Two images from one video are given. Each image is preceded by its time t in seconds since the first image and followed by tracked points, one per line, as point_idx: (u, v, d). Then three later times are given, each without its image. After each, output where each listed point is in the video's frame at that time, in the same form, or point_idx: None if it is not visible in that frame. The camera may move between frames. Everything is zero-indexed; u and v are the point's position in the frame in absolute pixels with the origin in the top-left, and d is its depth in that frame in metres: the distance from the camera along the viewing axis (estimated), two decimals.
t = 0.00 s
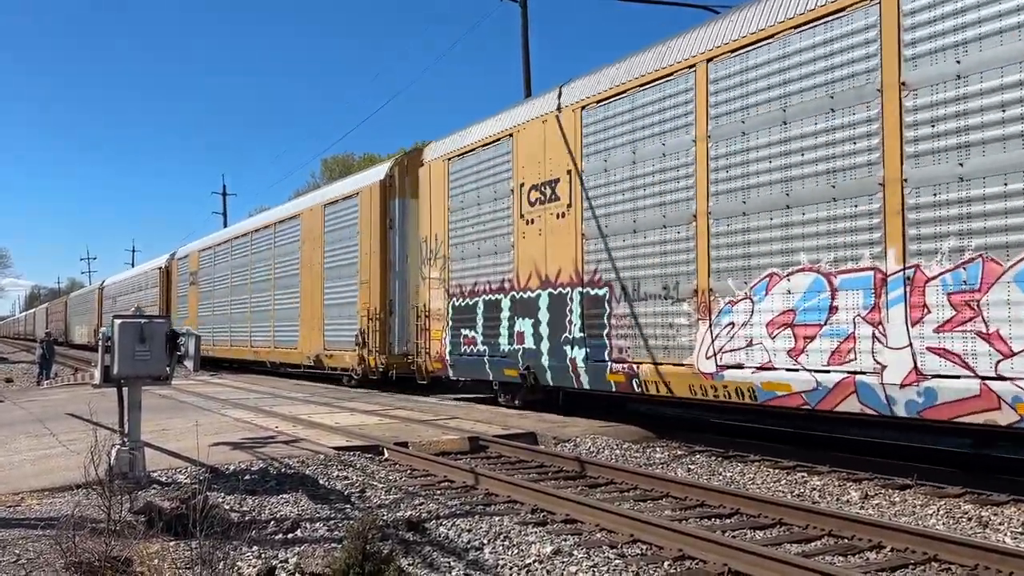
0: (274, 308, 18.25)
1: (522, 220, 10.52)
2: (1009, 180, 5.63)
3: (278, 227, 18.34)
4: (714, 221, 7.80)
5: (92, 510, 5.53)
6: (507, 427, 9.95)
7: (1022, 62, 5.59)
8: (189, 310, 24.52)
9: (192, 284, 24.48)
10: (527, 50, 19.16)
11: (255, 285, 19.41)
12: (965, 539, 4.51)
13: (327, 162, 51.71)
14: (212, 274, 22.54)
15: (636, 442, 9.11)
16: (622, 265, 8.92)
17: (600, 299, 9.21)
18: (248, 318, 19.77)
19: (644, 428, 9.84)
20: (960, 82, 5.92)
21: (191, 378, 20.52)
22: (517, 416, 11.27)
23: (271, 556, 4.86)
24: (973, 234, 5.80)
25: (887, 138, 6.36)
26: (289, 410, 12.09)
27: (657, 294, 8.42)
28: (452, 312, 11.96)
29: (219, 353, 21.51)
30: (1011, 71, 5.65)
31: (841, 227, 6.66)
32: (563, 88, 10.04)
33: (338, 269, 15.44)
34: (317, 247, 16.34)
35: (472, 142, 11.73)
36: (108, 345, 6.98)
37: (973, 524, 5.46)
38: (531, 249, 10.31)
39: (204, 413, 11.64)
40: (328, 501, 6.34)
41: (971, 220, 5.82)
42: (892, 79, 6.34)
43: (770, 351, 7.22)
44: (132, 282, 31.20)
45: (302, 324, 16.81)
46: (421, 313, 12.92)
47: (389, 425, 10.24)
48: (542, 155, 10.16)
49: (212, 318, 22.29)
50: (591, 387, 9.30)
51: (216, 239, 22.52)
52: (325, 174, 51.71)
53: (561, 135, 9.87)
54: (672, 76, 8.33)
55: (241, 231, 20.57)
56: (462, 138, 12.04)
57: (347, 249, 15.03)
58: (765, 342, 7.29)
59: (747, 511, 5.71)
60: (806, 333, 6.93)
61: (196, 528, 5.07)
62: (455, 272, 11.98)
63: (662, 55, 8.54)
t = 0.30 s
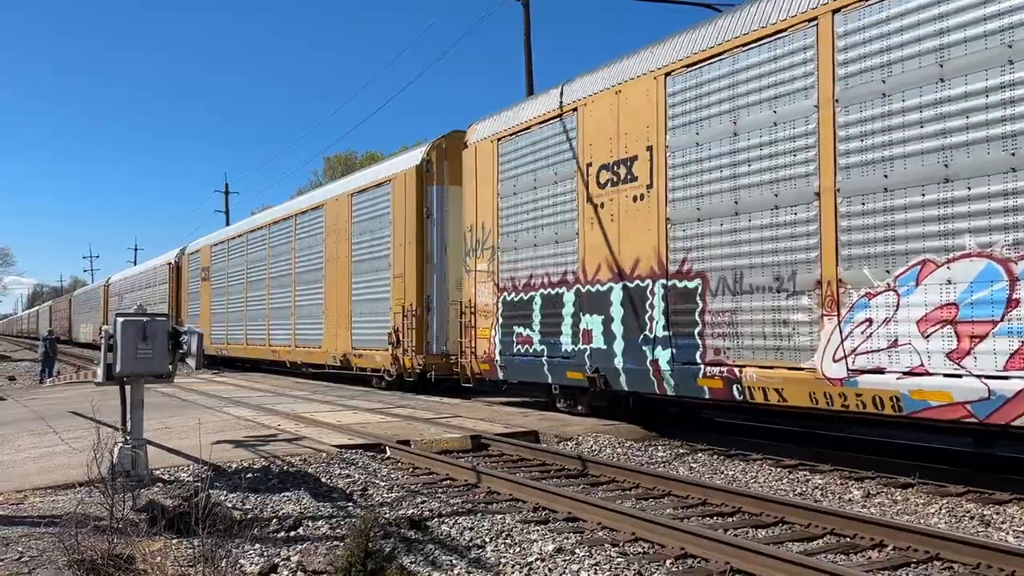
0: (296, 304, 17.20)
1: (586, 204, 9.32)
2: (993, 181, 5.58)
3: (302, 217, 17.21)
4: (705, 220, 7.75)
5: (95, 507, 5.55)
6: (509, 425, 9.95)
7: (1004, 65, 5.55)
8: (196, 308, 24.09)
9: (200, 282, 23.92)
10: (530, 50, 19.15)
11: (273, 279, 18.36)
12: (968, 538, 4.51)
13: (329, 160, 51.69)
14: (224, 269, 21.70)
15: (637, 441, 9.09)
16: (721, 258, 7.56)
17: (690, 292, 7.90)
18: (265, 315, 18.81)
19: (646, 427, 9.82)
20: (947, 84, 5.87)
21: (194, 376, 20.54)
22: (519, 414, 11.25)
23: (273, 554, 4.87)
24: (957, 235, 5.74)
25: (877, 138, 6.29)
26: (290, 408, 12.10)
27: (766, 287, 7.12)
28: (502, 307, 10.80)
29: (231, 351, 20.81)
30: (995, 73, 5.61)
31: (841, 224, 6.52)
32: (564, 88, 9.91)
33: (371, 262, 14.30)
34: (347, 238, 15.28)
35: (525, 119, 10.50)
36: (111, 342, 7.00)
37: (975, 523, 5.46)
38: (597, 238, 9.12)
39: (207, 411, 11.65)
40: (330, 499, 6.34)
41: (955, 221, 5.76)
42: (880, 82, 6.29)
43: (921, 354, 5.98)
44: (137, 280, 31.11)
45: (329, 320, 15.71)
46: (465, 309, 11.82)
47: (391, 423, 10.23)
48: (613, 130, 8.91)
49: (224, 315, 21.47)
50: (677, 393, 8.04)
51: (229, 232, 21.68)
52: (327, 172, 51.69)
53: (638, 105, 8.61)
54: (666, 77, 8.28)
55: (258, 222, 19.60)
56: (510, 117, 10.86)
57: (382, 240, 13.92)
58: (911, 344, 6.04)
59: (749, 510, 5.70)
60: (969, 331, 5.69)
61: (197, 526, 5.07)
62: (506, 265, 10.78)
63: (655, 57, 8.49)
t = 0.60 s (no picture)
0: (318, 301, 15.96)
1: (672, 185, 7.94)
2: (978, 182, 5.52)
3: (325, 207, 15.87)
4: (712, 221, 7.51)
5: (98, 506, 5.57)
6: (511, 424, 9.94)
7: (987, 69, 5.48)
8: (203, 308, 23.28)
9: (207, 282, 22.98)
10: (531, 49, 19.15)
11: (292, 275, 17.13)
12: (971, 538, 4.50)
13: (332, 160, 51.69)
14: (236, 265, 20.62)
15: (640, 440, 9.08)
16: (851, 241, 6.30)
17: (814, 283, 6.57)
18: (281, 313, 17.61)
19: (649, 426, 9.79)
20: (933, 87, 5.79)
21: (196, 375, 20.53)
22: (522, 414, 11.24)
23: (276, 552, 4.87)
24: (941, 237, 5.70)
25: (864, 141, 6.25)
26: (293, 407, 12.11)
27: (916, 277, 5.86)
28: (564, 305, 9.37)
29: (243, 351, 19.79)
30: (979, 76, 5.53)
31: (872, 220, 6.16)
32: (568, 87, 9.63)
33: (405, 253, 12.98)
34: (375, 229, 13.86)
35: (595, 92, 9.06)
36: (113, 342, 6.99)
37: (977, 522, 5.46)
38: (687, 226, 7.72)
39: (210, 411, 11.64)
40: (333, 498, 6.35)
41: (938, 224, 5.72)
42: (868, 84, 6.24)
43: None
44: (138, 280, 30.98)
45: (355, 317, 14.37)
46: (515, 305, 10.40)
47: (393, 423, 10.23)
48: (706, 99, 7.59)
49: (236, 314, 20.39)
50: (792, 403, 6.74)
51: (241, 227, 20.58)
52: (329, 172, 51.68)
53: (741, 70, 7.25)
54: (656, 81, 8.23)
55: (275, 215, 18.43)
56: (575, 91, 9.42)
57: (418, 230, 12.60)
58: None
59: (752, 509, 5.70)
60: None
61: (200, 524, 5.09)
62: (569, 256, 9.34)
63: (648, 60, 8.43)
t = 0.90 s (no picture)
0: (344, 299, 15.20)
1: (784, 159, 7.08)
2: (984, 181, 5.65)
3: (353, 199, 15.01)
4: (739, 216, 7.45)
5: (99, 506, 5.58)
6: (513, 424, 9.93)
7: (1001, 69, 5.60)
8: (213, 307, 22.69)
9: (219, 280, 22.38)
10: (535, 48, 19.17)
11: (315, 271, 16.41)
12: (972, 538, 4.50)
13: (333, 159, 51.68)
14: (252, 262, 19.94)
15: (641, 440, 9.06)
16: None
17: (926, 282, 5.97)
18: (303, 312, 16.93)
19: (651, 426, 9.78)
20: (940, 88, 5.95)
21: (197, 375, 20.50)
22: (523, 414, 11.24)
23: (278, 552, 4.88)
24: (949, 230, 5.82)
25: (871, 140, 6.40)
26: (294, 406, 12.11)
27: None
28: (641, 299, 8.57)
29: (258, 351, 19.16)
30: (983, 77, 5.69)
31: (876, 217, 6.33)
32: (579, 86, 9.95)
33: (448, 246, 12.18)
34: (412, 221, 13.03)
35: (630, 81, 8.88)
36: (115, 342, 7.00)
37: (979, 522, 5.44)
38: (805, 206, 6.86)
39: (211, 410, 11.64)
40: (334, 498, 6.35)
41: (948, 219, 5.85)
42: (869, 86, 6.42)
43: None
44: (140, 279, 30.89)
45: (387, 316, 13.63)
46: (583, 302, 9.61)
47: (395, 422, 10.23)
48: (829, 59, 6.78)
49: (252, 312, 19.72)
50: (948, 416, 5.81)
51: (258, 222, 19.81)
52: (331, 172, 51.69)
53: (883, 28, 6.35)
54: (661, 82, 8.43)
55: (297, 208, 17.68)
56: (656, 60, 8.56)
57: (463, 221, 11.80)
58: None
59: (753, 509, 5.70)
60: None
61: (202, 524, 5.09)
62: (644, 245, 8.57)
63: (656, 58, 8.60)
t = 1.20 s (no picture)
0: (373, 296, 14.39)
1: (936, 127, 5.73)
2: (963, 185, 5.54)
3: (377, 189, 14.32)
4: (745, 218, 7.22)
5: (101, 506, 5.58)
6: (514, 424, 9.94)
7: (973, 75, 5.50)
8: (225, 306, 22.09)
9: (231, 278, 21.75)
10: (535, 47, 19.16)
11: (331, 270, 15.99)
12: (973, 538, 4.50)
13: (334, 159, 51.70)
14: (270, 259, 19.19)
15: (642, 440, 9.07)
16: None
17: (963, 287, 5.52)
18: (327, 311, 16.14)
19: (651, 425, 9.77)
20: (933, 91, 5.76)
21: (199, 375, 20.49)
22: (524, 413, 11.24)
23: (279, 552, 4.88)
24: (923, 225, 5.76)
25: (852, 144, 6.29)
26: (296, 406, 12.13)
27: None
28: (740, 296, 7.24)
29: (277, 352, 18.45)
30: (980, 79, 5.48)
31: (863, 220, 6.17)
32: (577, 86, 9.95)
33: (496, 237, 11.22)
34: (453, 211, 12.10)
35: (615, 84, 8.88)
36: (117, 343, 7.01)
37: (980, 522, 5.44)
38: (969, 182, 5.52)
39: (213, 410, 11.65)
40: (335, 497, 6.36)
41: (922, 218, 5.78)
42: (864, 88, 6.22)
43: None
44: (143, 279, 30.97)
45: (426, 314, 12.75)
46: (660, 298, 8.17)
47: (396, 422, 10.24)
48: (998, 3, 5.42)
49: (269, 311, 18.96)
50: None
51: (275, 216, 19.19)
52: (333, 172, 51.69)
53: None
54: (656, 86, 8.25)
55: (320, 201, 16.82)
56: (719, 35, 7.62)
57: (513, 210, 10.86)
58: None
59: (754, 510, 5.70)
60: None
61: (203, 524, 5.10)
62: (744, 230, 7.21)
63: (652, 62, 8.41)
